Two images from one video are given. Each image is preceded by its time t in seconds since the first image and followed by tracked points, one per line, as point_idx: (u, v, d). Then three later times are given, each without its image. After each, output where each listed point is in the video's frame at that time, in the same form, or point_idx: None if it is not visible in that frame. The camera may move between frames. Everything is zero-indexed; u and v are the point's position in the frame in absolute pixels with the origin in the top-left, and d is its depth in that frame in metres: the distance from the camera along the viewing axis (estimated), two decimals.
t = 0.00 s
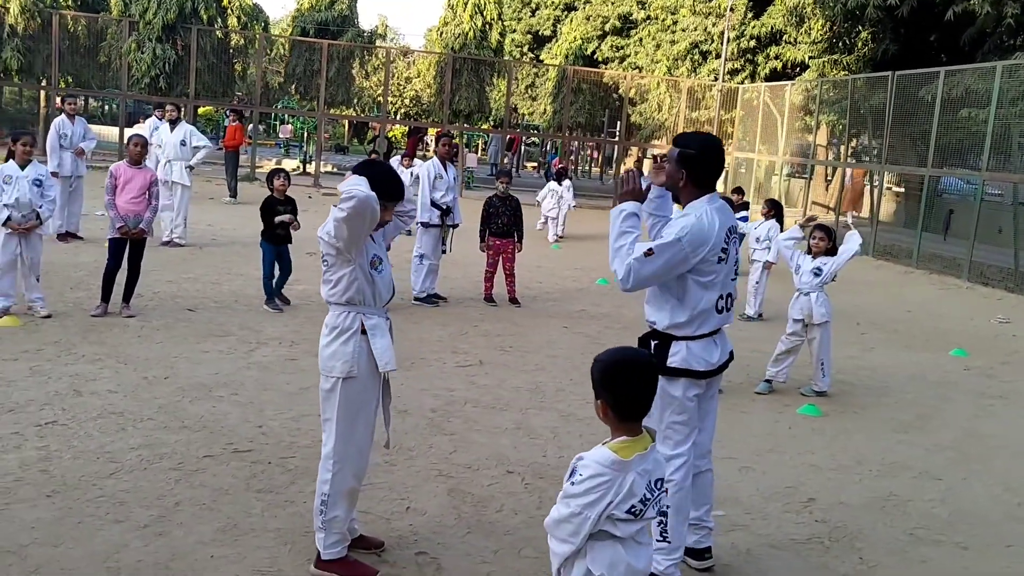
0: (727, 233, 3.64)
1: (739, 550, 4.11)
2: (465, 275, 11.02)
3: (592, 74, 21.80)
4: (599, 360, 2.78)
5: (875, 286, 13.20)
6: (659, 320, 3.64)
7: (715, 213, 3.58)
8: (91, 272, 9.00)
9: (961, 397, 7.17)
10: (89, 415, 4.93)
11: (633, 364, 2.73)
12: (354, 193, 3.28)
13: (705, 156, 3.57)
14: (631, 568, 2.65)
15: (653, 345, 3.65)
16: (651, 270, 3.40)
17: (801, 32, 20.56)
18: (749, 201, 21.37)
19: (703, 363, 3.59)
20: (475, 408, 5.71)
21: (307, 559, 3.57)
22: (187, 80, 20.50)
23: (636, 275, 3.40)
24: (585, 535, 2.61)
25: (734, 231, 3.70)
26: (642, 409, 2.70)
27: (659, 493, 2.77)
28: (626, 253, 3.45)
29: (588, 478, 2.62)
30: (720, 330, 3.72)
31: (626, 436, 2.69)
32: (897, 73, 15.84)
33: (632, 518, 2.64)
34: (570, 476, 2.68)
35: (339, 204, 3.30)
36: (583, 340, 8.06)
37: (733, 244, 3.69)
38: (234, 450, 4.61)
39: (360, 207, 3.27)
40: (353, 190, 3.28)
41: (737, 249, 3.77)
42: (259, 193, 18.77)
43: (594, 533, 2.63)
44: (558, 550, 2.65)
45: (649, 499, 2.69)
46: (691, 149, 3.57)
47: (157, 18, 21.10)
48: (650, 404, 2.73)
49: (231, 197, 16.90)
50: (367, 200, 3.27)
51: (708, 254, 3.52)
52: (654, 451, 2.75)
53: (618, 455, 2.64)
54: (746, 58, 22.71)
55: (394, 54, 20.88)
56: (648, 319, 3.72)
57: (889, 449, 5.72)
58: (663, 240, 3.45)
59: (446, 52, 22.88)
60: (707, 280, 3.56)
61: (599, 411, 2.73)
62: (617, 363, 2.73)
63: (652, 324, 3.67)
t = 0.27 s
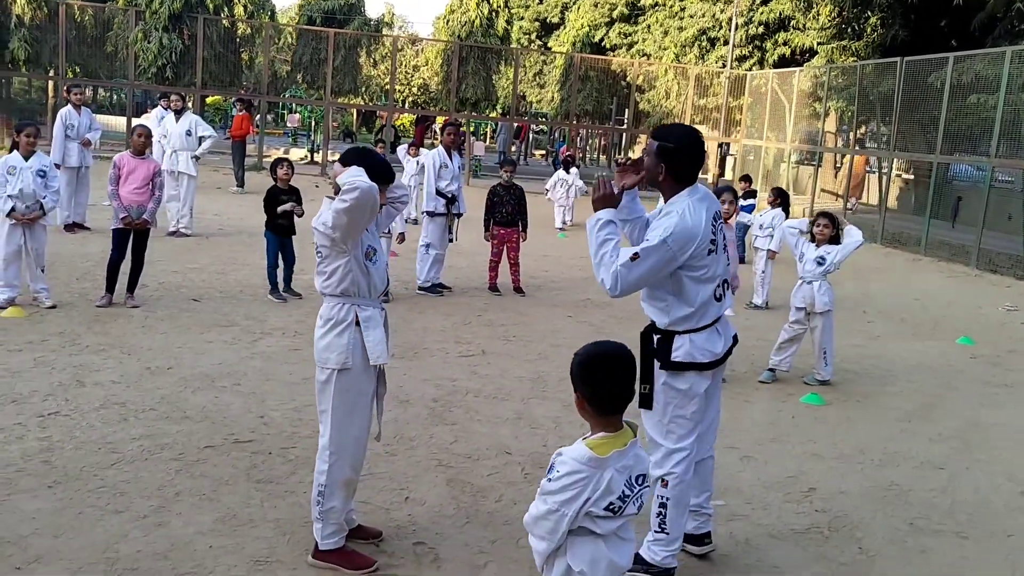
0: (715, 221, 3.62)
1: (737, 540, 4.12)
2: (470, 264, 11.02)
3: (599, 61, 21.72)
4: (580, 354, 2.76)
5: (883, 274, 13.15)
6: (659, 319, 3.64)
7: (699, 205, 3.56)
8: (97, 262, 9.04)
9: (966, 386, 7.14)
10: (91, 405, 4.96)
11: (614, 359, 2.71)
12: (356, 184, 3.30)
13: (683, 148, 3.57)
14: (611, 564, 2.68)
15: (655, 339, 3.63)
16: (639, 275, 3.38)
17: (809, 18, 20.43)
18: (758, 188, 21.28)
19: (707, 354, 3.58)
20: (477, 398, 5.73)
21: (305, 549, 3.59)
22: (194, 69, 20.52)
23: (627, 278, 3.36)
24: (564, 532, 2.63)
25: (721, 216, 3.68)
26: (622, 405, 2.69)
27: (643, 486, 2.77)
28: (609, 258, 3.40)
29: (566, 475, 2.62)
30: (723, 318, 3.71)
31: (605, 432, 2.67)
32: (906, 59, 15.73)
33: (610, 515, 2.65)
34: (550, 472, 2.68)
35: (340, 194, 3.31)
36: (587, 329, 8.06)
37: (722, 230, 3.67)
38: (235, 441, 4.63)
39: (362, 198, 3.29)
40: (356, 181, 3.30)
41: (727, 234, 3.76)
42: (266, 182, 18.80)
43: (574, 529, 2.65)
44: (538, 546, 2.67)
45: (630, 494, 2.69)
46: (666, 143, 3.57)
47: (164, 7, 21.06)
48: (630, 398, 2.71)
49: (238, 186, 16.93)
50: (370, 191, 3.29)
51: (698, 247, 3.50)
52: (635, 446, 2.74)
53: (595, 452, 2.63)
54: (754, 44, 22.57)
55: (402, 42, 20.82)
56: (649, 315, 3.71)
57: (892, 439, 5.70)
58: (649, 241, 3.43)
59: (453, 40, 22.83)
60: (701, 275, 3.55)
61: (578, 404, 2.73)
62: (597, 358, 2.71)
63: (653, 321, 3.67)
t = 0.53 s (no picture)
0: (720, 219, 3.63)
1: (747, 537, 4.11)
2: (475, 264, 11.01)
3: (600, 58, 21.70)
4: (582, 357, 2.77)
5: (887, 266, 13.12)
6: (664, 318, 3.62)
7: (706, 202, 3.56)
8: (102, 269, 9.06)
9: (974, 378, 7.12)
10: (99, 414, 4.97)
11: (617, 362, 2.72)
12: (357, 190, 3.29)
13: (691, 145, 3.56)
14: (625, 566, 2.68)
15: (660, 340, 3.61)
16: (646, 265, 3.36)
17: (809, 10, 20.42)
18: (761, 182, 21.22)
19: (714, 353, 3.59)
20: (483, 399, 5.72)
21: (314, 555, 3.59)
22: (195, 74, 20.52)
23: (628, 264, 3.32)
24: (577, 538, 2.63)
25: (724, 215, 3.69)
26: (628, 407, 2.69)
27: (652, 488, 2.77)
28: (608, 246, 3.33)
29: (575, 482, 2.61)
30: (725, 317, 3.72)
31: (611, 435, 2.68)
32: (908, 50, 15.67)
33: (622, 518, 2.65)
34: (558, 479, 2.67)
35: (341, 201, 3.31)
36: (592, 327, 8.06)
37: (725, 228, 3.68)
38: (243, 447, 4.64)
39: (363, 203, 3.29)
40: (356, 186, 3.30)
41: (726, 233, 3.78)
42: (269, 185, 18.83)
43: (586, 535, 2.65)
44: (551, 554, 2.66)
45: (641, 496, 2.68)
46: (674, 139, 3.56)
47: (163, 12, 21.05)
48: (632, 399, 2.71)
49: (241, 190, 16.94)
50: (370, 197, 3.29)
51: (706, 245, 3.51)
52: (642, 448, 2.74)
53: (603, 456, 2.63)
54: (754, 38, 22.48)
55: (402, 43, 20.81)
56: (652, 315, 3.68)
57: (900, 432, 5.69)
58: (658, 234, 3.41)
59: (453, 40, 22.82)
60: (706, 271, 3.55)
61: (582, 409, 2.74)
62: (600, 362, 2.71)
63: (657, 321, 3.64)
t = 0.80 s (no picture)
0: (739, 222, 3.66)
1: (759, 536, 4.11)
2: (480, 267, 11.02)
3: (600, 57, 21.74)
4: (598, 365, 2.79)
5: (892, 262, 13.10)
6: (670, 317, 3.61)
7: (731, 203, 3.58)
8: (109, 278, 9.08)
9: (982, 373, 7.11)
10: (110, 423, 4.98)
11: (633, 367, 2.75)
12: (366, 198, 3.29)
13: (729, 144, 3.58)
14: (647, 569, 2.71)
15: (664, 340, 3.61)
16: (665, 254, 3.36)
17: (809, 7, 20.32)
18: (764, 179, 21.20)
19: (717, 356, 3.59)
20: (492, 402, 5.73)
21: (328, 561, 3.60)
22: (196, 80, 20.53)
23: (638, 256, 3.30)
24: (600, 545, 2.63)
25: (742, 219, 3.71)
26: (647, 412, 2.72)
27: (666, 490, 2.81)
28: (617, 243, 3.28)
29: (597, 490, 2.62)
30: (729, 320, 3.73)
31: (630, 441, 2.69)
32: (909, 45, 15.64)
33: (643, 521, 2.68)
34: (577, 487, 2.68)
35: (350, 209, 3.31)
36: (599, 328, 8.06)
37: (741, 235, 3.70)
38: (255, 454, 4.65)
39: (372, 211, 3.29)
40: (365, 194, 3.30)
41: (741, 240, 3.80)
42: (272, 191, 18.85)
43: (608, 541, 2.66)
44: (573, 563, 2.66)
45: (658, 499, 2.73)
46: (713, 135, 3.57)
47: (164, 19, 21.04)
48: (649, 405, 2.74)
49: (244, 196, 16.96)
50: (379, 204, 3.29)
51: (723, 245, 3.52)
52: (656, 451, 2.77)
53: (623, 462, 2.64)
54: (755, 35, 22.40)
55: (402, 46, 20.88)
56: (659, 314, 3.68)
57: (909, 429, 5.68)
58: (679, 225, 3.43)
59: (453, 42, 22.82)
60: (719, 271, 3.56)
61: (599, 415, 2.75)
62: (618, 369, 2.73)
63: (665, 320, 3.64)
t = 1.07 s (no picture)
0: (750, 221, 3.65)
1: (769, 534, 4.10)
2: (484, 267, 11.02)
3: (600, 57, 21.75)
4: (614, 362, 2.78)
5: (895, 257, 13.08)
6: (677, 312, 3.61)
7: (742, 199, 3.56)
8: (113, 283, 9.08)
9: (989, 367, 7.10)
10: (117, 428, 4.98)
11: (649, 365, 2.75)
12: (370, 199, 3.28)
13: (744, 139, 3.55)
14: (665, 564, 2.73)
15: (671, 336, 3.61)
16: (673, 244, 3.36)
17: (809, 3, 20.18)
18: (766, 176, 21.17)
19: (723, 353, 3.57)
20: (499, 403, 5.72)
21: (339, 563, 3.60)
22: (196, 85, 20.53)
23: (645, 245, 3.30)
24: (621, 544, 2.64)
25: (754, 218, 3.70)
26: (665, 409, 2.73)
27: (678, 485, 2.83)
28: (626, 233, 3.28)
29: (616, 489, 2.61)
30: (736, 318, 3.71)
31: (645, 439, 2.69)
32: (910, 40, 15.61)
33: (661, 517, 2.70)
34: (596, 488, 2.67)
35: (354, 210, 3.30)
36: (604, 327, 8.04)
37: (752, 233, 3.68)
38: (263, 457, 4.64)
39: (376, 212, 3.28)
40: (368, 196, 3.28)
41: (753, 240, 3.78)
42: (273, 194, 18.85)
43: (627, 539, 2.67)
44: (592, 563, 2.65)
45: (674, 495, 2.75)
46: (727, 130, 3.54)
47: (164, 24, 20.88)
48: (665, 403, 2.74)
49: (246, 200, 16.96)
50: (383, 205, 3.28)
51: (732, 240, 3.51)
52: (669, 448, 2.78)
53: (641, 459, 2.64)
54: (755, 33, 22.24)
55: (401, 48, 20.92)
56: (667, 309, 3.67)
57: (917, 424, 5.67)
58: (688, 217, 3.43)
59: (454, 43, 22.82)
60: (728, 265, 3.54)
61: (615, 414, 2.74)
62: (634, 367, 2.73)
63: (673, 315, 3.63)
